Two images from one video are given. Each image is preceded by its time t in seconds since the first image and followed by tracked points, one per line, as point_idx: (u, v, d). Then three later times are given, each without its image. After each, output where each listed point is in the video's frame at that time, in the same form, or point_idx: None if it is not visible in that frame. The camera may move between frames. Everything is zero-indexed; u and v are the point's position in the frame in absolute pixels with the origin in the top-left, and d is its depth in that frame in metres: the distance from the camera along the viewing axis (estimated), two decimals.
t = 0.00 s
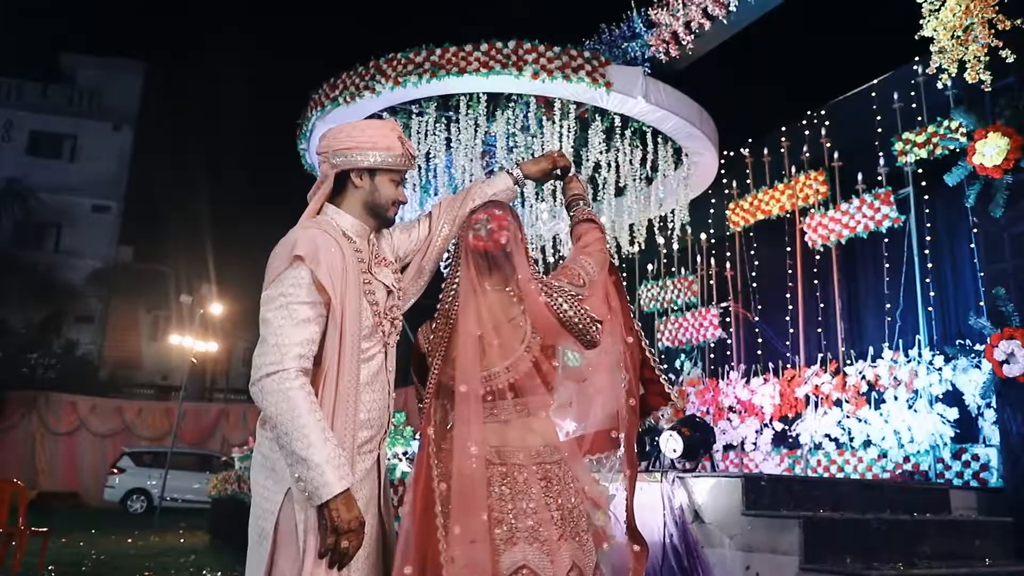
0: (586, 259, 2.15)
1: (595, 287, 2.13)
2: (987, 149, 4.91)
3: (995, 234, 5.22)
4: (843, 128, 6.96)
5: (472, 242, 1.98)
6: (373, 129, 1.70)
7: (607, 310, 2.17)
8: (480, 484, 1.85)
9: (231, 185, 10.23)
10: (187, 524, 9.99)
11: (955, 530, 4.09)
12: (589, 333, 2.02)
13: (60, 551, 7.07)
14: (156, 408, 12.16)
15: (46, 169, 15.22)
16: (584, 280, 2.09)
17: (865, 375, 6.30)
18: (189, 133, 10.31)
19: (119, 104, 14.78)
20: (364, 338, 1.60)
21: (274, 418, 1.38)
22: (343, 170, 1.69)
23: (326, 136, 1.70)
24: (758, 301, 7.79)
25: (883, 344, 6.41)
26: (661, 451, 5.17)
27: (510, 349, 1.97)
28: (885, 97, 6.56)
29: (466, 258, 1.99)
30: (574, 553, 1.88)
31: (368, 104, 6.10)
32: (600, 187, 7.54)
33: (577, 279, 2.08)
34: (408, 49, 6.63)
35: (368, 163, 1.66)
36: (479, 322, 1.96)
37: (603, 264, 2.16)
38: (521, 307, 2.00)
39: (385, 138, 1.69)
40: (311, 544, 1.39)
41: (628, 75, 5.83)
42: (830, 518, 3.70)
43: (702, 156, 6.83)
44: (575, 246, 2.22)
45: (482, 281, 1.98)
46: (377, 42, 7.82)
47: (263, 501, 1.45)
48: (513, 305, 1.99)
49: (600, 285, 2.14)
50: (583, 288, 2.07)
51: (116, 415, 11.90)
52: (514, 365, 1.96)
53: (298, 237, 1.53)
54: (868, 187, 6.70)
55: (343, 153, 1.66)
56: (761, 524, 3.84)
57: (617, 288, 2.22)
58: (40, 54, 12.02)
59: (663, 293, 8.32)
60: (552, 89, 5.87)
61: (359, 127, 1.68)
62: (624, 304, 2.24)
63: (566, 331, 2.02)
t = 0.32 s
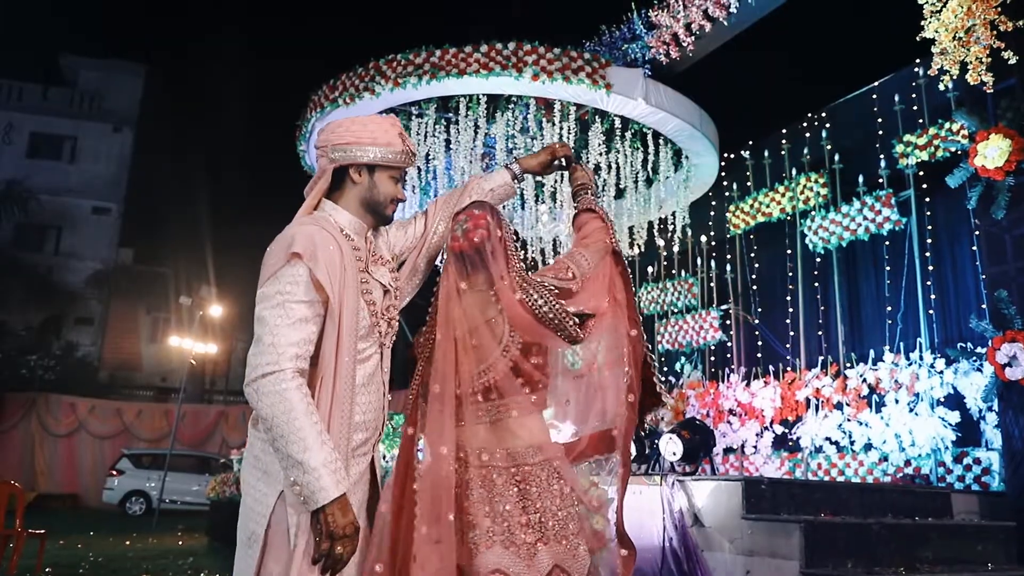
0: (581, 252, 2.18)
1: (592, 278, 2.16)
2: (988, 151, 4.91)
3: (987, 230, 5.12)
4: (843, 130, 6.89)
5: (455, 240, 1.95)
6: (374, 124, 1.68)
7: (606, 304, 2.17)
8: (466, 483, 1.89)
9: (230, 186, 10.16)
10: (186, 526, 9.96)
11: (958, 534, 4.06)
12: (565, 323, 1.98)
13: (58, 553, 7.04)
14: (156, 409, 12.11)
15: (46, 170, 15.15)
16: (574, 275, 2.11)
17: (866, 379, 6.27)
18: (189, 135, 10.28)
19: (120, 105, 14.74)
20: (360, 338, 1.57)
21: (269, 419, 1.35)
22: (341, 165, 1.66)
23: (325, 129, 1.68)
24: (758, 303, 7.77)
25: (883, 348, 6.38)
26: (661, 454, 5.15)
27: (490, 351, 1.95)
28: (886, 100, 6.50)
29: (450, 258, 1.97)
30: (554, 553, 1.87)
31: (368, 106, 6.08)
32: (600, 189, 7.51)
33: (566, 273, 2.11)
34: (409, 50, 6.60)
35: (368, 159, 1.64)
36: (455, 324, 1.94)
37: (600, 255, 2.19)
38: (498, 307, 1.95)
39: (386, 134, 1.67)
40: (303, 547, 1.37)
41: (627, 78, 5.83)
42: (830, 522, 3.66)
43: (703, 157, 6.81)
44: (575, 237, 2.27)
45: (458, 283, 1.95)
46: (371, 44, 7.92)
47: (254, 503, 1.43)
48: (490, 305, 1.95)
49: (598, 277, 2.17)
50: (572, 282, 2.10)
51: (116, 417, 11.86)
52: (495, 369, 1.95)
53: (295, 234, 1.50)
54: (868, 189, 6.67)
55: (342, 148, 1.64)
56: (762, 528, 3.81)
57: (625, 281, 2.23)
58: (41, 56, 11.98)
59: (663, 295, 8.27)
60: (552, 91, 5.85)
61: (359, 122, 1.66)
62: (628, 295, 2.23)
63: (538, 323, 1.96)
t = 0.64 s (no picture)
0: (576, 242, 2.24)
1: (584, 269, 2.21)
2: (990, 152, 4.90)
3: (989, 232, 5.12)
4: (843, 132, 6.93)
5: (441, 243, 2.17)
6: (373, 115, 1.67)
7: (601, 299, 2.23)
8: (451, 489, 1.99)
9: (231, 188, 10.13)
10: (185, 529, 9.92)
11: (963, 537, 4.02)
12: (539, 318, 2.08)
13: (57, 557, 7.02)
14: (155, 412, 12.07)
15: (47, 173, 15.07)
16: (561, 269, 2.17)
17: (868, 381, 6.25)
18: (189, 137, 10.15)
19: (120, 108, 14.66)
20: (358, 334, 1.55)
21: (267, 419, 1.32)
22: (340, 155, 1.64)
23: (323, 119, 1.66)
24: (759, 305, 7.74)
25: (885, 349, 6.36)
26: (661, 457, 5.11)
27: (477, 356, 2.13)
28: (887, 101, 6.52)
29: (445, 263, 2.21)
30: (536, 554, 1.99)
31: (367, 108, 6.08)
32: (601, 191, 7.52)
33: (553, 268, 2.17)
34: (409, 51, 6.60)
35: (368, 150, 1.62)
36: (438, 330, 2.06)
37: (595, 243, 2.25)
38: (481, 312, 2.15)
39: (387, 125, 1.66)
40: (297, 549, 1.36)
41: (627, 79, 5.82)
42: (833, 525, 3.63)
43: (703, 159, 6.80)
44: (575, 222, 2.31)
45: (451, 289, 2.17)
46: (374, 42, 7.79)
47: (243, 503, 1.40)
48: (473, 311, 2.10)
49: (592, 267, 2.22)
50: (559, 275, 2.16)
51: (116, 420, 11.82)
52: (477, 375, 2.11)
53: (294, 227, 1.47)
54: (869, 190, 6.67)
55: (341, 138, 1.62)
56: (763, 531, 3.78)
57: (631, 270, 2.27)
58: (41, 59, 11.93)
59: (663, 298, 8.24)
60: (552, 93, 5.84)
61: (359, 111, 1.65)
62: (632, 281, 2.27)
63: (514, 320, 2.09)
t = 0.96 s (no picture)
0: (569, 233, 2.27)
1: (578, 261, 2.22)
2: (992, 152, 4.93)
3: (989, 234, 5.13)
4: (845, 133, 6.90)
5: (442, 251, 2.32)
6: (364, 107, 1.66)
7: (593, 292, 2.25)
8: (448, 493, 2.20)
9: (231, 189, 10.07)
10: (185, 533, 9.88)
11: (966, 539, 3.99)
12: (519, 312, 2.10)
13: (56, 560, 7.00)
14: (155, 415, 12.03)
15: (47, 177, 14.89)
16: (552, 263, 2.20)
17: (869, 383, 6.25)
18: (190, 138, 10.07)
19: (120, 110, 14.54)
20: (355, 332, 1.55)
21: (264, 421, 1.31)
22: (333, 148, 1.63)
23: (315, 110, 1.65)
24: (760, 307, 7.70)
25: (886, 351, 6.35)
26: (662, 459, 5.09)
27: (473, 366, 2.31)
28: (888, 102, 6.51)
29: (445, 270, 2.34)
30: (522, 562, 2.07)
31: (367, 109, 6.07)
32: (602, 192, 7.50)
33: (545, 263, 2.21)
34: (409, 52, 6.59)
35: (362, 143, 1.62)
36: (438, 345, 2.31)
37: (589, 232, 2.26)
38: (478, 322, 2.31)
39: (383, 117, 1.66)
40: (295, 555, 1.35)
41: (627, 81, 5.81)
42: (836, 526, 3.62)
43: (703, 161, 6.78)
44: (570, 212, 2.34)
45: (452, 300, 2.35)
46: (376, 40, 7.69)
47: (235, 507, 1.38)
48: (470, 327, 2.32)
49: (585, 257, 2.22)
50: (547, 271, 2.19)
51: (116, 423, 11.78)
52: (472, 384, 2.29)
53: (290, 223, 1.46)
54: (871, 192, 6.65)
55: (334, 130, 1.61)
56: (765, 533, 3.77)
57: (628, 258, 2.29)
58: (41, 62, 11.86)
59: (663, 300, 8.42)
60: (552, 95, 5.82)
61: (354, 103, 1.65)
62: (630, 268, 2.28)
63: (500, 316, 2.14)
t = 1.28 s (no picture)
0: (555, 230, 2.39)
1: (563, 260, 2.36)
2: (995, 153, 4.94)
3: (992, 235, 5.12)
4: (847, 135, 6.88)
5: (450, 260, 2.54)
6: (359, 99, 1.64)
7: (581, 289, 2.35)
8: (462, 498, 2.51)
9: (231, 191, 10.03)
10: (186, 537, 9.85)
11: (971, 542, 3.96)
12: (494, 318, 2.35)
13: (57, 564, 6.99)
14: (156, 419, 11.98)
15: (48, 180, 14.45)
16: (538, 264, 2.37)
17: (872, 385, 6.25)
18: (190, 139, 10.01)
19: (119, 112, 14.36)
20: (351, 331, 1.54)
21: (260, 424, 1.29)
22: (328, 140, 1.63)
23: (309, 103, 1.65)
24: (762, 310, 7.70)
25: (888, 354, 6.33)
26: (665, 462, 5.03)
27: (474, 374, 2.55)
28: (890, 105, 6.50)
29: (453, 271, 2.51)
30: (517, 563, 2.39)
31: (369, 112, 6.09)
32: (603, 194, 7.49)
33: (532, 264, 2.38)
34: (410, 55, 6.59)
35: (356, 136, 1.60)
36: (450, 359, 2.54)
37: (574, 228, 2.36)
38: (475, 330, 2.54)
39: (379, 110, 1.65)
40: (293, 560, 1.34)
41: (628, 83, 5.80)
42: (840, 529, 3.59)
43: (704, 163, 6.76)
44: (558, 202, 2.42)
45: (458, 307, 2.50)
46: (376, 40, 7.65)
47: (228, 513, 1.36)
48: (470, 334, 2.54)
49: (569, 254, 2.36)
50: (532, 272, 2.37)
51: (116, 427, 11.75)
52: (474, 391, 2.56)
53: (283, 220, 1.45)
54: (874, 195, 6.64)
55: (328, 123, 1.60)
56: (770, 535, 3.75)
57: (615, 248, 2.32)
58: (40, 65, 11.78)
59: (665, 302, 8.46)
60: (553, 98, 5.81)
61: (349, 95, 1.64)
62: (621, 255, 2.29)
63: (486, 325, 2.41)
